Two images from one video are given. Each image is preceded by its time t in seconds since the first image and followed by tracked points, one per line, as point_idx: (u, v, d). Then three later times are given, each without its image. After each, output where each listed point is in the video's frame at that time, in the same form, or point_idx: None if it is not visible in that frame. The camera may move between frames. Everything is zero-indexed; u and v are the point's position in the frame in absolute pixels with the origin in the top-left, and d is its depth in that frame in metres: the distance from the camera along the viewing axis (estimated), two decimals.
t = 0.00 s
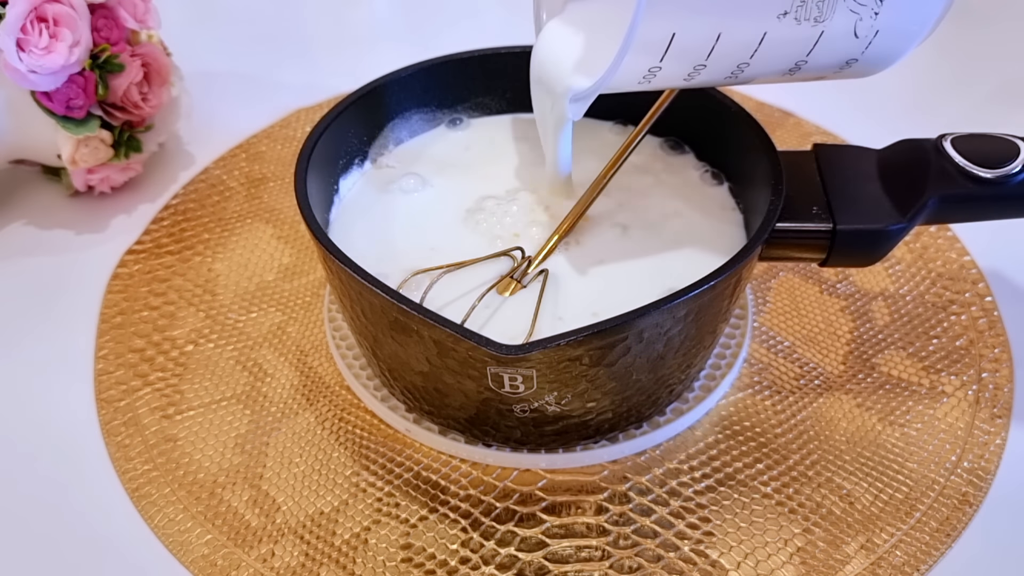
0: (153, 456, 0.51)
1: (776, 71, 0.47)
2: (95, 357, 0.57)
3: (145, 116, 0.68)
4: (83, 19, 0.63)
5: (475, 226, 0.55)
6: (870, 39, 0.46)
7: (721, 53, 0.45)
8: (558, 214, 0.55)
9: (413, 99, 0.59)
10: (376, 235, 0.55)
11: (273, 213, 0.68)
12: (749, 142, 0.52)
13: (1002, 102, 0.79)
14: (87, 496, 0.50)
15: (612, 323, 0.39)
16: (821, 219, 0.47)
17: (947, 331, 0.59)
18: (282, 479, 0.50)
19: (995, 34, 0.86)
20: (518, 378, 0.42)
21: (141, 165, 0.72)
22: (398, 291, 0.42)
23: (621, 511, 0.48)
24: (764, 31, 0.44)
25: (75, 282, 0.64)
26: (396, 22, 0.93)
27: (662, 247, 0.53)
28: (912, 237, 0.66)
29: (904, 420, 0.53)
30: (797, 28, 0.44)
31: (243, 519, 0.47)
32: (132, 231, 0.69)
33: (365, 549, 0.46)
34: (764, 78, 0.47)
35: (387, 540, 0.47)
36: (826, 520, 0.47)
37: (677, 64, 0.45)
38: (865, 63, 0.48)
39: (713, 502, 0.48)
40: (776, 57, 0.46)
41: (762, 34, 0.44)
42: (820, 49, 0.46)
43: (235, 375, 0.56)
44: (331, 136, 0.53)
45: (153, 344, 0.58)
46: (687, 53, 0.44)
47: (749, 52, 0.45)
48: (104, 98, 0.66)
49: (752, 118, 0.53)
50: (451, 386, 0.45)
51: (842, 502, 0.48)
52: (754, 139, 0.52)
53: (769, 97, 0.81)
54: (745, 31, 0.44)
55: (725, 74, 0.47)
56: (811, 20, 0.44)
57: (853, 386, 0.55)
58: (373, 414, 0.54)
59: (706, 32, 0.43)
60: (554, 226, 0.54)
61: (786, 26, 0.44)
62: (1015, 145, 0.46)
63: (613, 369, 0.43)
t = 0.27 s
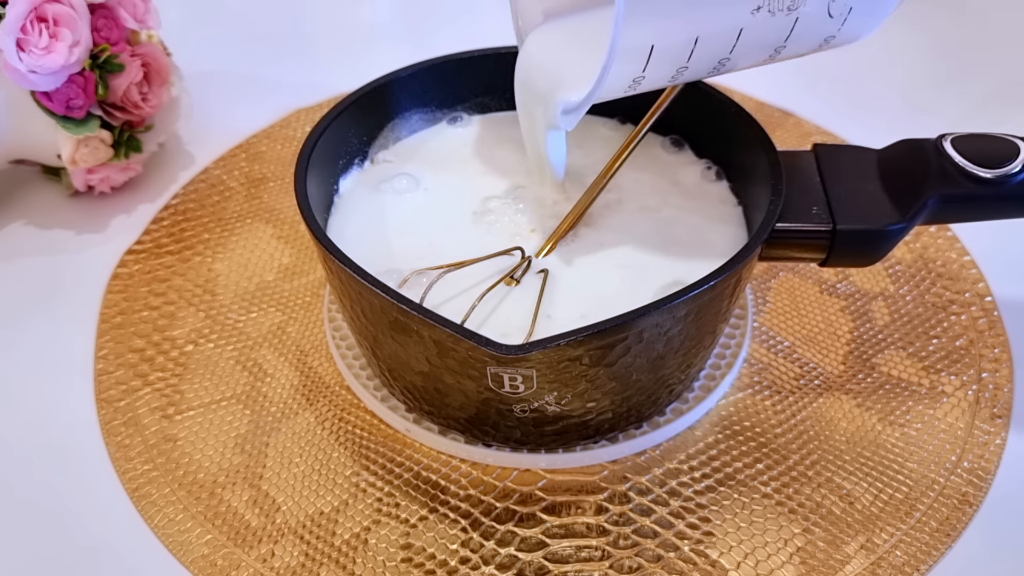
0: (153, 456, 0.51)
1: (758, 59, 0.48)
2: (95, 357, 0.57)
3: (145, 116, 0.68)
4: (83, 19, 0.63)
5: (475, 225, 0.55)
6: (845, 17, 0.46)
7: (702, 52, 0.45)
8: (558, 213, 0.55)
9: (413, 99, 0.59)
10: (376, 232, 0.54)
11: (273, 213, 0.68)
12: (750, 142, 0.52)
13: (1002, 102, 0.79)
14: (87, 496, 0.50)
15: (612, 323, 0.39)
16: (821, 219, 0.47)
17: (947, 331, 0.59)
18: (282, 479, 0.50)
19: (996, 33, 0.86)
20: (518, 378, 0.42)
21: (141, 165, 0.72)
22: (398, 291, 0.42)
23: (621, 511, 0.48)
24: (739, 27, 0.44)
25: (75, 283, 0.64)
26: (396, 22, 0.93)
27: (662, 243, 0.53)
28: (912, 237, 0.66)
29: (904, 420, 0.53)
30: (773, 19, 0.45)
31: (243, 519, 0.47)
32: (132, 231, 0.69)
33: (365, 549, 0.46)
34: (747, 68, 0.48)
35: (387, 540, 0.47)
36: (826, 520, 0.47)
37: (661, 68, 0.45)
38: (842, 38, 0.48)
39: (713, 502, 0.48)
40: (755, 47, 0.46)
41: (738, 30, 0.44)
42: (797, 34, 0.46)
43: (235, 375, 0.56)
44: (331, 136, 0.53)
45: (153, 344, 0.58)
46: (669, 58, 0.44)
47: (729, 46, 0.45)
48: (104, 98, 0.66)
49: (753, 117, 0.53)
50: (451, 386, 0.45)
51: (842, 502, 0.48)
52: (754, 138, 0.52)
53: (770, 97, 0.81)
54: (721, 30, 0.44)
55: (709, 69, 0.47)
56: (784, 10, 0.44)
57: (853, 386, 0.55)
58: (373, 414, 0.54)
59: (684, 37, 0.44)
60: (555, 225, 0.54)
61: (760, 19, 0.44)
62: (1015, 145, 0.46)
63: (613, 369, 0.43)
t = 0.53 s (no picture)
0: (153, 456, 0.51)
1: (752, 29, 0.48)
2: (95, 357, 0.57)
3: (145, 116, 0.68)
4: (83, 19, 0.63)
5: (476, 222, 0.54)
6: None
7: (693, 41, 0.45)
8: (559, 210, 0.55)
9: (413, 99, 0.59)
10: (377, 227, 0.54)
11: (273, 213, 0.68)
12: (750, 142, 0.52)
13: (1003, 102, 0.79)
14: (87, 496, 0.50)
15: (612, 322, 0.39)
16: (821, 219, 0.47)
17: (947, 331, 0.59)
18: (282, 479, 0.50)
19: (996, 33, 0.86)
20: (518, 378, 0.42)
21: (141, 165, 0.72)
22: (398, 291, 0.42)
23: (621, 511, 0.48)
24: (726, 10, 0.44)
25: (75, 283, 0.64)
26: (396, 22, 0.93)
27: (663, 239, 0.52)
28: (912, 237, 0.66)
29: (904, 420, 0.53)
30: None
31: (243, 519, 0.47)
32: (132, 231, 0.69)
33: (365, 549, 0.46)
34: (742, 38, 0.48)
35: (387, 540, 0.47)
36: (826, 520, 0.47)
37: (656, 67, 0.46)
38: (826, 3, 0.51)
39: (713, 502, 0.48)
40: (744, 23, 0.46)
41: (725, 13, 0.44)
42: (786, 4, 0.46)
43: (235, 375, 0.56)
44: (331, 135, 0.53)
45: (153, 344, 0.58)
46: (661, 56, 0.45)
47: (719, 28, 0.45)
48: (104, 98, 0.66)
49: (752, 117, 0.53)
50: (451, 386, 0.45)
51: (841, 502, 0.48)
52: (755, 138, 0.52)
53: (770, 97, 0.81)
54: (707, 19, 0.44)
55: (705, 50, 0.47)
56: None
57: (853, 386, 0.55)
58: (373, 414, 0.54)
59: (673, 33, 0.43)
60: (555, 221, 0.54)
61: None
62: (1015, 145, 0.46)
63: (613, 369, 0.43)
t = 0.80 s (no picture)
0: (152, 456, 0.51)
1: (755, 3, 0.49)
2: (95, 357, 0.57)
3: (145, 116, 0.68)
4: (83, 19, 0.63)
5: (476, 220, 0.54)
6: None
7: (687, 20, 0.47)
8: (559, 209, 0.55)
9: (413, 99, 0.59)
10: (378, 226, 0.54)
11: (273, 213, 0.68)
12: (751, 142, 0.52)
13: (1003, 102, 0.79)
14: (87, 496, 0.50)
15: (612, 322, 0.39)
16: (821, 219, 0.47)
17: (947, 331, 0.59)
18: (282, 479, 0.50)
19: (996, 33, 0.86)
20: (518, 377, 0.42)
21: (141, 165, 0.72)
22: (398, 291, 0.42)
23: (621, 511, 0.48)
24: None
25: (74, 283, 0.64)
26: (396, 22, 0.93)
27: (664, 238, 0.52)
28: (912, 237, 0.66)
29: (904, 420, 0.53)
30: None
31: (243, 519, 0.47)
32: (132, 231, 0.69)
33: (365, 549, 0.46)
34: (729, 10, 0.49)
35: (387, 540, 0.47)
36: (826, 520, 0.47)
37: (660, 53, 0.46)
38: None
39: (713, 502, 0.48)
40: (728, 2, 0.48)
41: None
42: None
43: (235, 375, 0.56)
44: (331, 135, 0.53)
45: (153, 344, 0.58)
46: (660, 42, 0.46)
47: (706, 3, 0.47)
48: (104, 98, 0.66)
49: (752, 117, 0.53)
50: (451, 386, 0.45)
51: (841, 502, 0.48)
52: (755, 138, 0.52)
53: (770, 97, 0.81)
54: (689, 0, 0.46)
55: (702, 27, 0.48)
56: None
57: (853, 386, 0.55)
58: (373, 414, 0.54)
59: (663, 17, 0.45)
60: (556, 221, 0.54)
61: None
62: (1015, 145, 0.46)
63: (613, 369, 0.43)
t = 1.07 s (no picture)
0: (152, 456, 0.51)
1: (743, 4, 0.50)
2: (95, 357, 0.57)
3: (145, 116, 0.68)
4: (83, 18, 0.63)
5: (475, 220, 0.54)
6: None
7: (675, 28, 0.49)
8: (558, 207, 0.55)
9: (413, 99, 0.59)
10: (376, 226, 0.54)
11: (273, 213, 0.68)
12: (751, 142, 0.52)
13: (1003, 102, 0.79)
14: (87, 496, 0.50)
15: (612, 322, 0.39)
16: (821, 219, 0.47)
17: (946, 331, 0.59)
18: (282, 479, 0.50)
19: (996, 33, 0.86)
20: (518, 378, 0.42)
21: (141, 165, 0.72)
22: (398, 291, 0.42)
23: (621, 511, 0.48)
24: None
25: (75, 283, 0.64)
26: (396, 23, 0.93)
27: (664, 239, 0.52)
28: (911, 237, 0.66)
29: (903, 420, 0.53)
30: None
31: (243, 519, 0.47)
32: (132, 231, 0.69)
33: (365, 549, 0.46)
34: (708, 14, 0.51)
35: (387, 540, 0.47)
36: (826, 520, 0.47)
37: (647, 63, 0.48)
38: None
39: (713, 502, 0.48)
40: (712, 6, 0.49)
41: None
42: None
43: (235, 375, 0.56)
44: (330, 135, 0.53)
45: (153, 344, 0.58)
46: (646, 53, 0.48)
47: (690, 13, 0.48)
48: (104, 98, 0.66)
49: (752, 118, 0.53)
50: (451, 386, 0.45)
51: (841, 502, 0.48)
52: (755, 138, 0.52)
53: (770, 97, 0.81)
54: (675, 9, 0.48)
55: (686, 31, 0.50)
56: None
57: (853, 386, 0.55)
58: (373, 414, 0.54)
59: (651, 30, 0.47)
60: (556, 220, 0.54)
61: None
62: (1015, 145, 0.46)
63: (613, 369, 0.43)
